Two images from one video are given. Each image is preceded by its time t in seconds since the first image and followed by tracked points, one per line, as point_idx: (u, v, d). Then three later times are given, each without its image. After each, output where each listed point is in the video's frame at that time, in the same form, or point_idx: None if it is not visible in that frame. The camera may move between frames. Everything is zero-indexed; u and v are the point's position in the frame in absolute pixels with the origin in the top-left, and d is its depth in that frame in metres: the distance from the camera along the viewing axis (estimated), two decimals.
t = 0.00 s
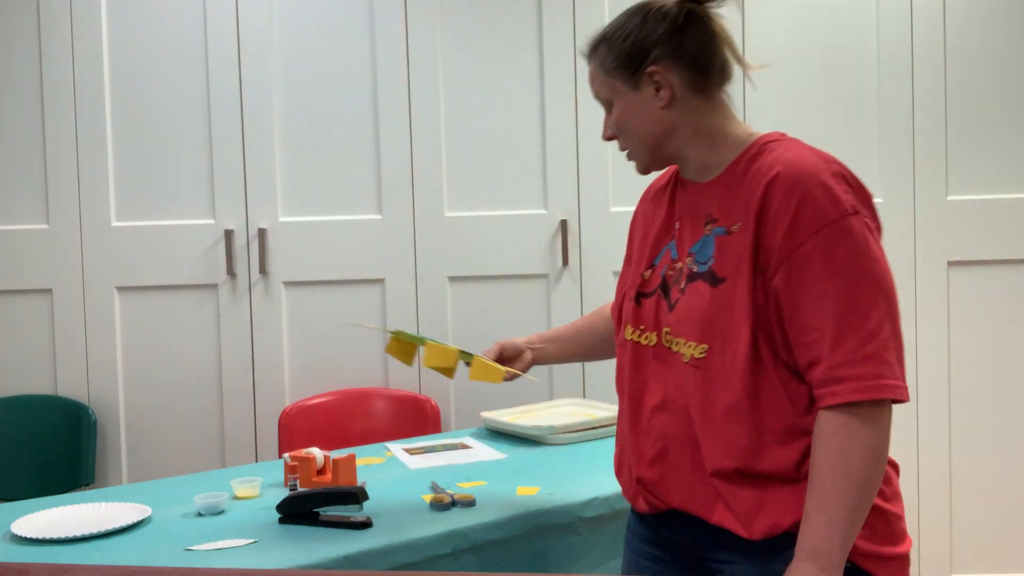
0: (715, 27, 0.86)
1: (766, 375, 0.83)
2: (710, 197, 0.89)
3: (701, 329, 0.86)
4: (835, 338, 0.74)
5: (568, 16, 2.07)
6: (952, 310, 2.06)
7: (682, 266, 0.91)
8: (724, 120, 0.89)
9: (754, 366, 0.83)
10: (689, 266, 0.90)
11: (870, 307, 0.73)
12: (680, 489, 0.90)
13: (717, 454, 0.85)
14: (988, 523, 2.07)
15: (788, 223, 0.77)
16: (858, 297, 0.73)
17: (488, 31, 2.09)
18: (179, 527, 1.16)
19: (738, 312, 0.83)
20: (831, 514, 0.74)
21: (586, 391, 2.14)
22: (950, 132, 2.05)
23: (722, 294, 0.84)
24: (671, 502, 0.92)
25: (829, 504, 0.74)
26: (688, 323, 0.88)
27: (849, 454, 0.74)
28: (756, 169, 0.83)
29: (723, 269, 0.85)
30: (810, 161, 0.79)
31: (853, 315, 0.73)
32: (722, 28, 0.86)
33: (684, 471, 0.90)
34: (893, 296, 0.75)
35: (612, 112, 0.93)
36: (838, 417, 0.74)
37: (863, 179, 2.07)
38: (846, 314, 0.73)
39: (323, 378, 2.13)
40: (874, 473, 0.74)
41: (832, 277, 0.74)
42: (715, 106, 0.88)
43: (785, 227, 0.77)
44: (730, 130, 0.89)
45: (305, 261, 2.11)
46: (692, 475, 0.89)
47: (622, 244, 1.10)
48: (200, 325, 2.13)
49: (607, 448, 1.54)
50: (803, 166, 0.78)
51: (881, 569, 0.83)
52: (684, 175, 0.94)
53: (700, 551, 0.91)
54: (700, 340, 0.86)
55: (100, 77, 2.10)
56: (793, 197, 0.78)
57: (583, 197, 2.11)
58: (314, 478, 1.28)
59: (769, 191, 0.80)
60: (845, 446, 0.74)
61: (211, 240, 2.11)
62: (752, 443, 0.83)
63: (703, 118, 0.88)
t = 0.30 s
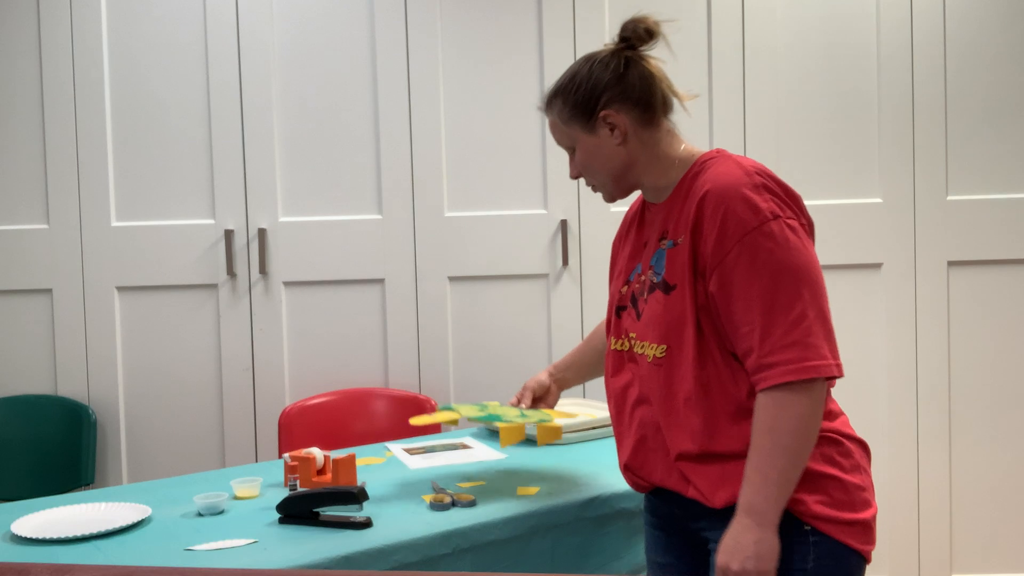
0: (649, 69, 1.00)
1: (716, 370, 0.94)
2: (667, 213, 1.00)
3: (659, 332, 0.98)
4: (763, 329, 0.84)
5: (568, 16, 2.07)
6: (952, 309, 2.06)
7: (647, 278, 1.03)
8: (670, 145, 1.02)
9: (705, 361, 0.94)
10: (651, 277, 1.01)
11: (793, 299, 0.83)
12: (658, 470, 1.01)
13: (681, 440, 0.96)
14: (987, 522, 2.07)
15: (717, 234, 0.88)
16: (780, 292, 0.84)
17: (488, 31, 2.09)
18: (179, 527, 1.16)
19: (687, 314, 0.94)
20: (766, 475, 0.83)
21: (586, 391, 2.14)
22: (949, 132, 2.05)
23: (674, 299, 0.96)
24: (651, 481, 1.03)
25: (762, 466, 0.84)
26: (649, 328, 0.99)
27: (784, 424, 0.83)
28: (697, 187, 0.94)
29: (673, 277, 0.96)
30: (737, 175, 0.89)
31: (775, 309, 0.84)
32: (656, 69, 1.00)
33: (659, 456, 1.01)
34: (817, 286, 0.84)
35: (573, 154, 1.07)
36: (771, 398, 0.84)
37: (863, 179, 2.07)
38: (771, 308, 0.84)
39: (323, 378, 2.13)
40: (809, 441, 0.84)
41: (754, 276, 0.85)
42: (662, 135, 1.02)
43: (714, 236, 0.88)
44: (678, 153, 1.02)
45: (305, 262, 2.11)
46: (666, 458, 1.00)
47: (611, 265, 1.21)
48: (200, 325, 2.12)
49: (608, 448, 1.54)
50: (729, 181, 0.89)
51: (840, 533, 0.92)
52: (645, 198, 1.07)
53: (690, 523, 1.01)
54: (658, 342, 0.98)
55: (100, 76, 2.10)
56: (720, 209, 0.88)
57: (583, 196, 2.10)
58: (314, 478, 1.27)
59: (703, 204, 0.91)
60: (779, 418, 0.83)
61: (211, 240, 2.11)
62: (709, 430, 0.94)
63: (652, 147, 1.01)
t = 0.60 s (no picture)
0: (646, 85, 1.09)
1: (714, 357, 1.04)
2: (667, 217, 1.10)
3: (663, 326, 1.07)
4: (754, 317, 0.95)
5: (568, 16, 2.07)
6: (952, 309, 2.06)
7: (649, 279, 1.12)
8: (668, 155, 1.11)
9: (705, 349, 1.03)
10: (654, 277, 1.10)
11: (780, 287, 0.94)
12: (664, 457, 1.10)
13: (687, 424, 1.05)
14: (987, 523, 2.07)
15: (715, 229, 0.98)
16: (772, 278, 0.94)
17: (488, 31, 2.09)
18: (179, 527, 1.16)
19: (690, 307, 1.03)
20: (748, 456, 0.95)
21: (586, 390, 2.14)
22: (949, 132, 2.05)
23: (678, 294, 1.05)
24: (660, 468, 1.12)
25: (746, 448, 0.95)
26: (653, 323, 1.08)
27: (764, 407, 0.94)
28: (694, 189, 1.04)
29: (675, 273, 1.05)
30: (729, 176, 0.99)
31: (769, 293, 0.94)
32: (652, 85, 1.10)
33: (665, 445, 1.10)
34: (801, 275, 0.94)
35: (578, 168, 1.15)
36: (758, 381, 0.95)
37: (863, 179, 2.07)
38: (761, 297, 0.94)
39: (323, 378, 2.13)
40: (788, 422, 0.95)
41: (749, 264, 0.95)
42: (660, 146, 1.11)
43: (713, 230, 0.98)
44: (675, 162, 1.10)
45: (304, 262, 2.11)
46: (672, 446, 1.09)
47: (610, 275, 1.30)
48: (199, 325, 2.12)
49: (608, 448, 1.54)
50: (724, 181, 0.99)
51: (839, 518, 0.99)
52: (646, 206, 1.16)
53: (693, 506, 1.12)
54: (662, 335, 1.07)
55: (99, 76, 2.09)
56: (717, 206, 0.98)
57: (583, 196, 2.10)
58: (314, 478, 1.27)
59: (701, 204, 1.01)
60: (764, 403, 0.94)
61: (211, 240, 2.11)
62: (710, 416, 1.03)
63: (652, 157, 1.10)
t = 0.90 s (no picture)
0: (660, 88, 1.09)
1: (718, 349, 1.04)
2: (676, 214, 1.10)
3: (669, 318, 1.07)
4: (761, 308, 0.95)
5: (568, 15, 2.07)
6: (952, 309, 2.06)
7: (658, 275, 1.12)
8: (680, 156, 1.11)
9: (710, 343, 1.04)
10: (662, 273, 1.11)
11: (787, 278, 0.94)
12: (665, 452, 1.11)
13: (689, 416, 1.05)
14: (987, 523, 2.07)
15: (722, 223, 0.99)
16: (777, 272, 0.94)
17: (488, 31, 2.09)
18: (180, 527, 1.16)
19: (695, 300, 1.04)
20: (766, 448, 0.94)
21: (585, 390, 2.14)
22: (949, 132, 2.05)
23: (684, 287, 1.05)
24: (660, 464, 1.13)
25: (764, 441, 0.94)
26: (660, 316, 1.09)
27: (778, 398, 0.94)
28: (703, 185, 1.05)
29: (682, 267, 1.06)
30: (739, 172, 1.00)
31: (775, 286, 0.94)
32: (666, 88, 1.10)
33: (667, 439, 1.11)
34: (809, 268, 0.94)
35: (591, 167, 1.15)
36: (768, 369, 0.95)
37: (863, 179, 2.07)
38: (767, 287, 0.95)
39: (323, 378, 2.13)
40: (802, 414, 0.95)
41: (755, 257, 0.95)
42: (673, 147, 1.11)
43: (720, 223, 0.99)
44: (687, 163, 1.11)
45: (304, 261, 2.11)
46: (676, 439, 1.10)
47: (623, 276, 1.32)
48: (199, 325, 2.12)
49: (608, 448, 1.54)
50: (733, 176, 1.00)
51: (836, 520, 0.99)
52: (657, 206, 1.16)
53: (691, 504, 1.12)
54: (668, 326, 1.07)
55: (99, 76, 2.09)
56: (725, 200, 0.99)
57: (583, 196, 2.10)
58: (314, 478, 1.27)
59: (709, 198, 1.01)
60: (777, 394, 0.94)
61: (210, 240, 2.11)
62: (713, 406, 1.03)
63: (665, 158, 1.10)
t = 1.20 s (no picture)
0: (676, 88, 1.10)
1: (723, 345, 1.04)
2: (686, 213, 1.10)
3: (676, 313, 1.07)
4: (764, 304, 0.95)
5: (568, 15, 2.07)
6: (952, 309, 2.06)
7: (666, 272, 1.13)
8: (694, 156, 1.11)
9: (716, 339, 1.04)
10: (670, 270, 1.11)
11: (792, 275, 0.94)
12: (668, 448, 1.11)
13: (693, 411, 1.05)
14: (987, 523, 2.07)
15: (730, 219, 0.99)
16: (782, 268, 0.94)
17: (488, 31, 2.09)
18: (180, 527, 1.16)
19: (701, 295, 1.04)
20: (760, 444, 0.95)
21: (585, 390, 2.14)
22: (950, 132, 2.05)
23: (691, 283, 1.05)
24: (663, 460, 1.13)
25: (758, 436, 0.95)
26: (667, 312, 1.09)
27: (776, 395, 0.94)
28: (713, 183, 1.05)
29: (690, 263, 1.06)
30: (750, 171, 1.00)
31: (780, 282, 0.94)
32: (681, 88, 1.11)
33: (671, 435, 1.11)
34: (814, 267, 0.94)
35: (606, 166, 1.15)
36: (768, 364, 0.95)
37: (863, 179, 2.07)
38: (772, 283, 0.95)
39: (322, 378, 2.13)
40: (799, 411, 0.95)
41: (761, 253, 0.95)
42: (687, 146, 1.11)
43: (728, 219, 0.99)
44: (700, 162, 1.11)
45: (304, 262, 2.11)
46: (676, 435, 1.10)
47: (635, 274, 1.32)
48: (200, 325, 2.12)
49: (608, 448, 1.54)
50: (744, 173, 1.00)
51: (838, 523, 0.99)
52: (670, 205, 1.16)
53: (693, 503, 1.12)
54: (674, 321, 1.07)
55: (99, 76, 2.09)
56: (733, 197, 0.99)
57: (583, 196, 2.10)
58: (314, 478, 1.27)
59: (717, 195, 1.02)
60: (775, 391, 0.94)
61: (211, 240, 2.11)
62: (715, 402, 1.03)
63: (680, 157, 1.10)
